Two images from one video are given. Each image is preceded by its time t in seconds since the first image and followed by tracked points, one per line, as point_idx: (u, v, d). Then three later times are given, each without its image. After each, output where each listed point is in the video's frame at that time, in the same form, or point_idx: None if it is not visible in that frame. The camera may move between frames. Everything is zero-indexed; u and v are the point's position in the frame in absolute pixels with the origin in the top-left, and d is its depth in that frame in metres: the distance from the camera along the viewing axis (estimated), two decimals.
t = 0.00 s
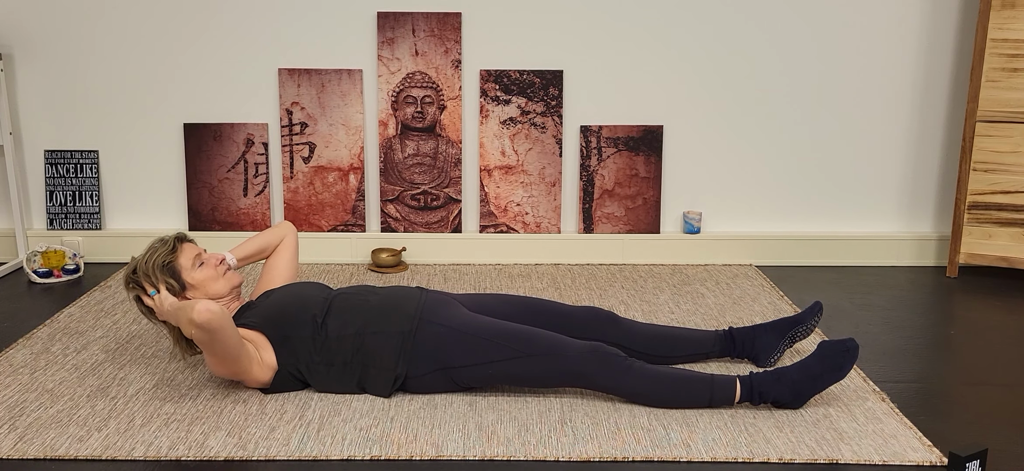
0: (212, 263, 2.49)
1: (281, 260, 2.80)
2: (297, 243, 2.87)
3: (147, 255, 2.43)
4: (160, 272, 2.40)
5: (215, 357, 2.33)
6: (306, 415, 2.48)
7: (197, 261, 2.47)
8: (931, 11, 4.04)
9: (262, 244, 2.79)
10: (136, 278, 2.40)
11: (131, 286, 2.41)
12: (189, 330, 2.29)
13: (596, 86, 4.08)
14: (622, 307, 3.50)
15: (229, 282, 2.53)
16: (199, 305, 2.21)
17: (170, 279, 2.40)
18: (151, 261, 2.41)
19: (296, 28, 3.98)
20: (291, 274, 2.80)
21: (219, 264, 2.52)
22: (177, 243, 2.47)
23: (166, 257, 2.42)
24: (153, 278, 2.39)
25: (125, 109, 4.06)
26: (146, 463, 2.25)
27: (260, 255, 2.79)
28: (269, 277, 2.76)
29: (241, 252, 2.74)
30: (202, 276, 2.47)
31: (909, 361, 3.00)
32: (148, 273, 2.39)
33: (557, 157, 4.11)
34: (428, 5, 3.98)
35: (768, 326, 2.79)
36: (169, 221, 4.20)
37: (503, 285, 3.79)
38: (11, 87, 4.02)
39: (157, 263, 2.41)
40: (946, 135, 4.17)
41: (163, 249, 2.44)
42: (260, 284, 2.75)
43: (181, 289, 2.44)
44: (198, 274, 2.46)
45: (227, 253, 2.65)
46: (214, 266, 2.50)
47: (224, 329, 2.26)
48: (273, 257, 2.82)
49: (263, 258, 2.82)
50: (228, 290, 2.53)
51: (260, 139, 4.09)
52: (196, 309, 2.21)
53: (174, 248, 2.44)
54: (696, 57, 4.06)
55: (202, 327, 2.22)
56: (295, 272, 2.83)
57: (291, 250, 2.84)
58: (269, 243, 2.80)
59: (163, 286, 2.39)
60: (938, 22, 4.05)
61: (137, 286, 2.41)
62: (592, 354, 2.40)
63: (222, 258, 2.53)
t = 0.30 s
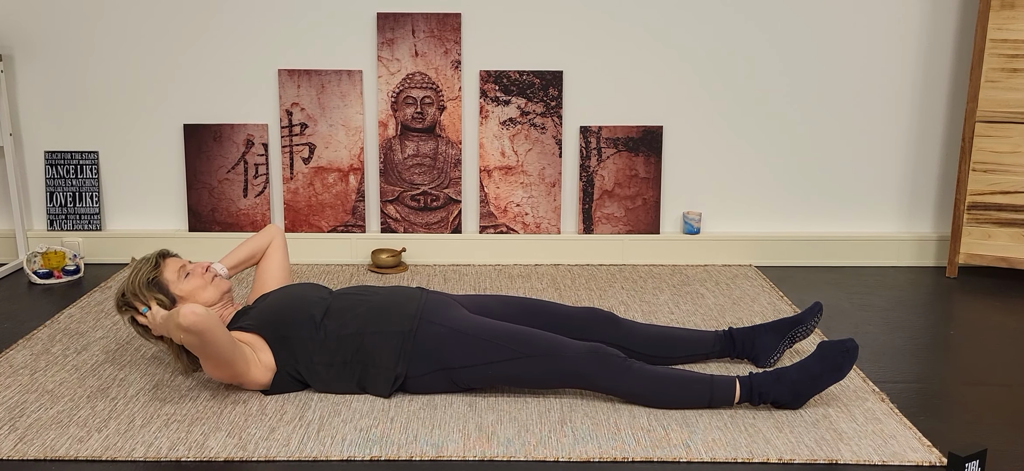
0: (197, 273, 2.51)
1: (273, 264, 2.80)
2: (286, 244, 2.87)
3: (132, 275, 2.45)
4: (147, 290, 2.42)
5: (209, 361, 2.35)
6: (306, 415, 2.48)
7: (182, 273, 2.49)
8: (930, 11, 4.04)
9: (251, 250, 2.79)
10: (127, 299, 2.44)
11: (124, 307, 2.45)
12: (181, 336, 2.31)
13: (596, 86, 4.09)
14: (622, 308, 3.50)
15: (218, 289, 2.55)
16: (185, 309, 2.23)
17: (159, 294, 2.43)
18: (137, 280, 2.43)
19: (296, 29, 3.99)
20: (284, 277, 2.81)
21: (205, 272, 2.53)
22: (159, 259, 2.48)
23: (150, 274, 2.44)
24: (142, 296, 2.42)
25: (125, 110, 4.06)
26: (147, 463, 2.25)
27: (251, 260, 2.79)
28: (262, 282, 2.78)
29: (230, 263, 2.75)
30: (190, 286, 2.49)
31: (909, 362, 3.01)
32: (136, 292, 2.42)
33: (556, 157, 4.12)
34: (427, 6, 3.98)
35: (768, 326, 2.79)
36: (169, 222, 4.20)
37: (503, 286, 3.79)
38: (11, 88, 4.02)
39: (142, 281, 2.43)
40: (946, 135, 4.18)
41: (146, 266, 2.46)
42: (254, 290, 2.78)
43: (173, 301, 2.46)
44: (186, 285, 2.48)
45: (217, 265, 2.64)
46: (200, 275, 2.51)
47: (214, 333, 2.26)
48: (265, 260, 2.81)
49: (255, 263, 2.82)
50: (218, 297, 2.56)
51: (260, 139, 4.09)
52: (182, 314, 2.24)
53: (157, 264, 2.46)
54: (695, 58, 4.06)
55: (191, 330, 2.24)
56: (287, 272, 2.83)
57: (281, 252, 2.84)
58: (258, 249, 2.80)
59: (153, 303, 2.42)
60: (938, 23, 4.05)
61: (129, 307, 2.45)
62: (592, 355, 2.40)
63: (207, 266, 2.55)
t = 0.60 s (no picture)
0: (184, 283, 2.54)
1: (266, 267, 2.80)
2: (273, 244, 2.87)
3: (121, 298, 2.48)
4: (139, 309, 2.45)
5: (205, 363, 2.35)
6: (307, 415, 2.49)
7: (169, 285, 2.51)
8: (931, 12, 4.04)
9: (240, 256, 2.79)
10: (122, 323, 2.47)
11: (121, 331, 2.49)
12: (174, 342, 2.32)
13: (596, 86, 4.09)
14: (622, 308, 3.50)
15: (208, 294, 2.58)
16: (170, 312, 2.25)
17: (150, 311, 2.45)
18: (126, 302, 2.46)
19: (296, 29, 3.99)
20: (278, 278, 2.81)
21: (191, 280, 2.56)
22: (143, 277, 2.50)
23: (138, 293, 2.46)
24: (134, 316, 2.45)
25: (125, 110, 4.06)
26: (147, 463, 2.25)
27: (241, 265, 2.79)
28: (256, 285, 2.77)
29: (221, 271, 2.75)
30: (180, 297, 2.51)
31: (909, 362, 3.01)
32: (129, 314, 2.45)
33: (557, 157, 4.12)
34: (428, 6, 3.98)
35: (768, 326, 2.79)
36: (170, 222, 4.20)
37: (504, 286, 3.79)
38: (11, 88, 4.02)
39: (131, 301, 2.45)
40: (947, 136, 4.18)
41: (133, 286, 2.48)
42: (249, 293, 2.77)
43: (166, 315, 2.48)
44: (176, 296, 2.50)
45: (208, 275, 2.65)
46: (187, 284, 2.54)
47: (205, 333, 2.27)
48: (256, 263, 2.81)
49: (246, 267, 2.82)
50: (211, 301, 2.58)
51: (261, 139, 4.09)
52: (170, 318, 2.25)
53: (142, 282, 2.48)
54: (696, 57, 4.06)
55: (181, 332, 2.25)
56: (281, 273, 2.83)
57: (270, 252, 2.84)
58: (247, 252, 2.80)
59: (148, 320, 2.45)
60: (938, 23, 4.05)
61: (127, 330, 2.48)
62: (592, 355, 2.40)
63: (191, 274, 2.57)
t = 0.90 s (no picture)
0: (178, 291, 2.55)
1: (260, 268, 2.80)
2: (265, 245, 2.87)
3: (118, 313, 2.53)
4: (135, 323, 2.50)
5: (203, 365, 2.35)
6: (308, 415, 2.49)
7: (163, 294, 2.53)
8: (931, 12, 4.05)
9: (233, 261, 2.80)
10: (123, 338, 2.54)
11: (123, 347, 2.56)
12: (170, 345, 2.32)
13: (596, 87, 4.09)
14: (623, 308, 3.50)
15: (203, 299, 2.58)
16: (163, 316, 2.25)
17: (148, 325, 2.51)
18: (122, 317, 2.51)
19: (297, 29, 3.99)
20: (273, 277, 2.81)
21: (185, 287, 2.57)
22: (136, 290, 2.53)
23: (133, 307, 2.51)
24: (133, 332, 2.51)
25: (125, 111, 4.06)
26: (148, 463, 2.25)
27: (236, 270, 2.80)
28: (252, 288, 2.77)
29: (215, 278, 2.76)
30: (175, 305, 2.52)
31: (909, 361, 3.01)
32: (127, 329, 2.51)
33: (557, 157, 4.12)
34: (428, 6, 3.99)
35: (768, 326, 2.79)
36: (170, 222, 4.20)
37: (504, 286, 3.79)
38: (11, 88, 4.02)
39: (128, 316, 2.50)
40: (947, 136, 4.18)
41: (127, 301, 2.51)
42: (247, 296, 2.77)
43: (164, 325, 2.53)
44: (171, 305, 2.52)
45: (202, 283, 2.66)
46: (181, 291, 2.56)
47: (200, 334, 2.26)
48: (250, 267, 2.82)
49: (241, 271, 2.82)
50: (206, 306, 2.59)
51: (261, 140, 4.10)
52: (163, 321, 2.25)
53: (135, 296, 2.51)
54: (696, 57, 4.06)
55: (175, 335, 2.25)
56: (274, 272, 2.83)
57: (263, 254, 2.85)
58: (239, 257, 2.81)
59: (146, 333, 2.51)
60: (938, 23, 4.06)
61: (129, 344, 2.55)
62: (593, 354, 2.40)
63: (184, 281, 2.59)
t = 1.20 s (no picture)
0: (174, 296, 2.55)
1: (257, 267, 2.81)
2: (261, 245, 2.88)
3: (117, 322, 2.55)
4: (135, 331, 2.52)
5: (201, 366, 2.36)
6: (308, 415, 2.49)
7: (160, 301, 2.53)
8: (931, 11, 4.04)
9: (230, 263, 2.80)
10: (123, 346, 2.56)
11: (124, 355, 2.60)
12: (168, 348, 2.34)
13: (596, 87, 4.09)
14: (622, 307, 3.50)
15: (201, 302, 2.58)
16: (157, 318, 2.27)
17: (146, 332, 2.53)
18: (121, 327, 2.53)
19: (297, 29, 3.99)
20: (270, 276, 2.82)
21: (182, 292, 2.57)
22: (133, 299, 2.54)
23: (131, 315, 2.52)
24: (132, 340, 2.53)
25: (125, 110, 4.06)
26: (148, 462, 2.25)
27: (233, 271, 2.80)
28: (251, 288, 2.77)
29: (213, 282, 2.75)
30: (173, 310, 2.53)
31: (909, 361, 3.01)
32: (126, 338, 2.53)
33: (557, 157, 4.12)
34: (428, 6, 3.99)
35: (768, 326, 2.79)
36: (170, 222, 4.21)
37: (504, 286, 3.79)
38: (11, 88, 4.02)
39: (125, 326, 2.51)
40: (947, 136, 4.18)
41: (123, 310, 2.52)
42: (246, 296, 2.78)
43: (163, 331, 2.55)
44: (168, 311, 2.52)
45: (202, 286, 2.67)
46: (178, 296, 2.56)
47: (194, 335, 2.27)
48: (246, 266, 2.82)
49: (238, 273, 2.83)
50: (205, 308, 2.59)
51: (261, 139, 4.10)
52: (158, 324, 2.27)
53: (132, 304, 2.52)
54: (696, 57, 4.06)
55: (171, 337, 2.27)
56: (270, 270, 2.84)
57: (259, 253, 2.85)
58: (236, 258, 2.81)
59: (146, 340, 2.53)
60: (938, 23, 4.05)
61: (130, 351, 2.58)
62: (593, 354, 2.40)
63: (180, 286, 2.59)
